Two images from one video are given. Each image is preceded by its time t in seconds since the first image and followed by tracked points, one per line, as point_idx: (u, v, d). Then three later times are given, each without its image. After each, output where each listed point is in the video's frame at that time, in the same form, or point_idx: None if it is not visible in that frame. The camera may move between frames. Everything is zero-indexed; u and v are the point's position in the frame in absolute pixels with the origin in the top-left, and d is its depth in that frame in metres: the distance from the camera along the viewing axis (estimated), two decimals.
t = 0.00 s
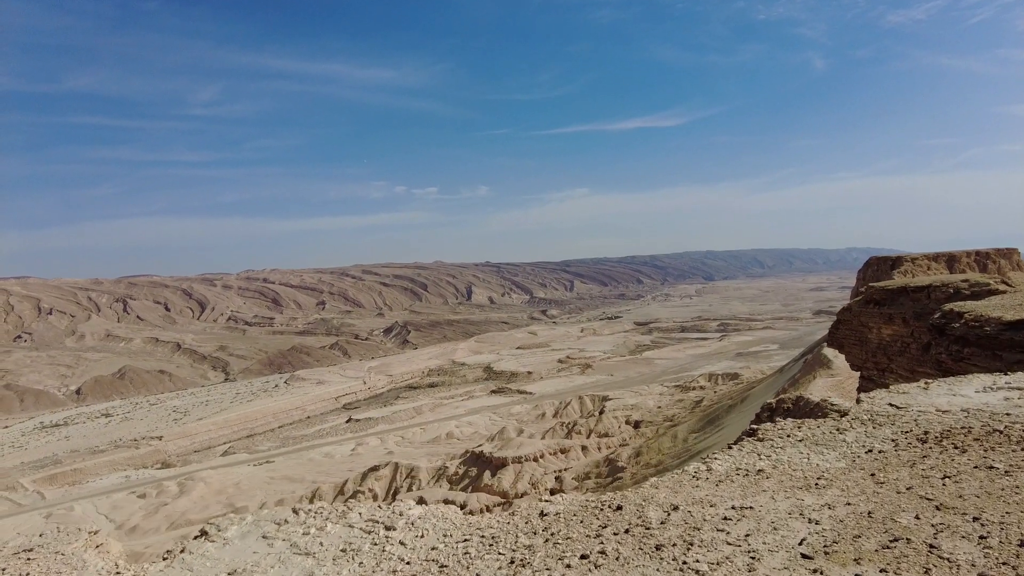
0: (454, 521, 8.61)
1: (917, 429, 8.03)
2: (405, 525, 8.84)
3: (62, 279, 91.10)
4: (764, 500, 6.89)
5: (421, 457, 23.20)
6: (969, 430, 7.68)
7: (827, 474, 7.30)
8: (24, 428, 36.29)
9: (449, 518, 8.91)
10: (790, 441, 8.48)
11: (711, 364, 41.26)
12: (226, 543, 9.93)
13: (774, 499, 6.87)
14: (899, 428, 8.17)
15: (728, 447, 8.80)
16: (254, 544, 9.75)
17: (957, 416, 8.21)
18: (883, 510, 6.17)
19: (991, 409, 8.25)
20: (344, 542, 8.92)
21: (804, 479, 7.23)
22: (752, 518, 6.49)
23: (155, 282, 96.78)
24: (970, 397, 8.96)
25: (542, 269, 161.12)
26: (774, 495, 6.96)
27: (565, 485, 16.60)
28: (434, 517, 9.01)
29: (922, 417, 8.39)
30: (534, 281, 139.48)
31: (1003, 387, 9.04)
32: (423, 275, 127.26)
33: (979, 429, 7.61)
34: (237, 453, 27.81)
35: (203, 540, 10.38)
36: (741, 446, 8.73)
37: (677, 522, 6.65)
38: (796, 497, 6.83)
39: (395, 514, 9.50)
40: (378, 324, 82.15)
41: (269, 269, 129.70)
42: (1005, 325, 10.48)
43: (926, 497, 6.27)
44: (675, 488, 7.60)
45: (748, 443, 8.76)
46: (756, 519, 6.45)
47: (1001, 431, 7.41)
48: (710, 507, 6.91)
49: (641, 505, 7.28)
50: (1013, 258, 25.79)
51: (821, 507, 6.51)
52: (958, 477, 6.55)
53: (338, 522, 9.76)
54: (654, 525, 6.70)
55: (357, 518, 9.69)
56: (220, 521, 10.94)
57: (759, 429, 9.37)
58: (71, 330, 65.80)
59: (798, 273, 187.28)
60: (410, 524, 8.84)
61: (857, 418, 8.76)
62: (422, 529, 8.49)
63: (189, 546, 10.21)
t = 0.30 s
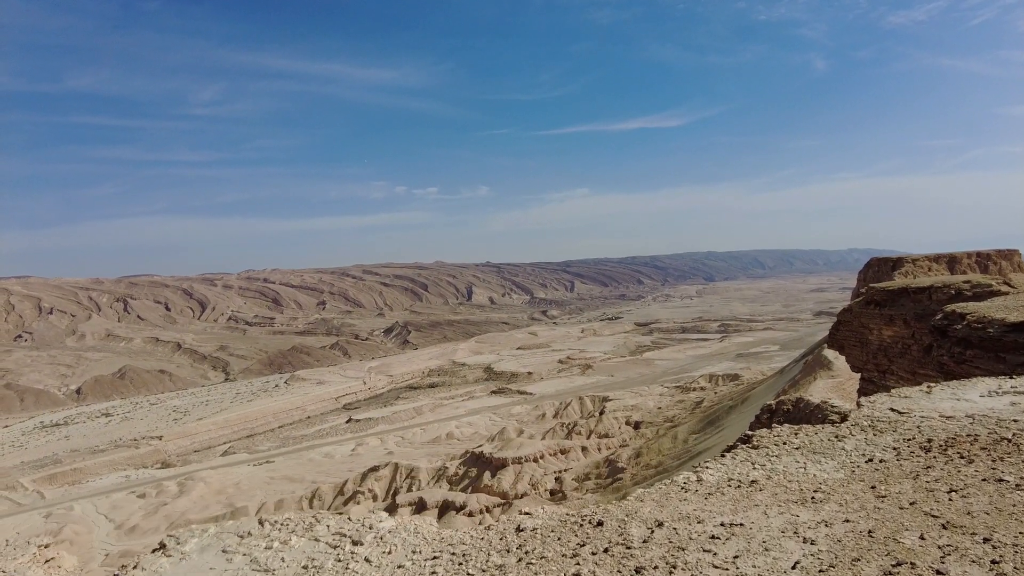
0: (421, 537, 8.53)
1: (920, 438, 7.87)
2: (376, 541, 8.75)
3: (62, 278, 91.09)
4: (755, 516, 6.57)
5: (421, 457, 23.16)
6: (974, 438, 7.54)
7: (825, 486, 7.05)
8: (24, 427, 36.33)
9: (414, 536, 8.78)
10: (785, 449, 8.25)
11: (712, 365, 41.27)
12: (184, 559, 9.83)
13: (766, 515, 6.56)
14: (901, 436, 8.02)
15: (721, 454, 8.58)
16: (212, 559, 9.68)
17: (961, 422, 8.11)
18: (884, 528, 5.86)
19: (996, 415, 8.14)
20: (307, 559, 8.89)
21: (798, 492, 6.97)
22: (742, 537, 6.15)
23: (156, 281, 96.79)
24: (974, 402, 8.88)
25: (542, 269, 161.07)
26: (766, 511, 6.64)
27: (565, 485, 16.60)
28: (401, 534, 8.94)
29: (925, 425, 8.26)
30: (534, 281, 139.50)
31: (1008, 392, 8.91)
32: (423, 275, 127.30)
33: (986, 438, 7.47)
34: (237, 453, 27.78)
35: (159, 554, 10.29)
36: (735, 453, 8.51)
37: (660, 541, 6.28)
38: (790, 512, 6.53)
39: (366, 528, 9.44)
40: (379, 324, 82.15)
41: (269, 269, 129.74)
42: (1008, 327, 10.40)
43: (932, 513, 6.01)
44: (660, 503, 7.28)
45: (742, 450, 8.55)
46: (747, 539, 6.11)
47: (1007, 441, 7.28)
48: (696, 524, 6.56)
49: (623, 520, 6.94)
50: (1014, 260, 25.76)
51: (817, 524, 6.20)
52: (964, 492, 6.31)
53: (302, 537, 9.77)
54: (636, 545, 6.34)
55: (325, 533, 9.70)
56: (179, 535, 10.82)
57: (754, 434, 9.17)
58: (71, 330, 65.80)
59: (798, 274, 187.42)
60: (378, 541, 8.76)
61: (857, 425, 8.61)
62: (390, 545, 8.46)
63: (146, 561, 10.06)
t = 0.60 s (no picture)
0: (380, 551, 8.70)
1: (919, 442, 7.66)
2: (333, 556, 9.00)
3: (62, 276, 91.12)
4: (740, 531, 6.32)
5: (420, 455, 23.18)
6: (977, 443, 7.32)
7: (817, 497, 6.81)
8: (24, 424, 36.39)
9: (373, 553, 8.87)
10: (778, 455, 8.09)
11: (712, 363, 41.30)
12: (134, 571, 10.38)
13: (753, 531, 6.30)
14: (900, 441, 7.83)
15: (709, 459, 8.44)
16: (161, 572, 10.11)
17: (963, 425, 7.92)
18: (879, 548, 5.58)
19: (1000, 415, 7.98)
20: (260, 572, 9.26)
21: (789, 503, 6.76)
22: (723, 556, 5.89)
23: (156, 279, 96.80)
24: (976, 403, 8.70)
25: (542, 267, 161.04)
26: (751, 526, 6.39)
27: (565, 483, 16.65)
28: (360, 549, 9.18)
29: (925, 428, 8.07)
30: (535, 279, 139.51)
31: (1012, 393, 8.76)
32: (423, 272, 127.35)
33: (989, 443, 7.23)
34: (237, 451, 27.82)
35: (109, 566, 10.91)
36: (725, 459, 8.37)
37: (636, 559, 6.05)
38: (779, 526, 6.29)
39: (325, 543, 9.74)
40: (379, 322, 82.16)
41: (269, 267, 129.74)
42: (1010, 325, 10.30)
43: (931, 529, 5.71)
44: (641, 514, 7.07)
45: (733, 455, 8.42)
46: (729, 558, 5.84)
47: (1011, 445, 7.06)
48: (675, 540, 6.31)
49: (597, 535, 6.74)
50: (1015, 258, 25.72)
51: (806, 540, 5.93)
52: (967, 504, 6.04)
53: (257, 549, 10.14)
54: (609, 563, 6.12)
55: (283, 546, 10.01)
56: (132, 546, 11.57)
57: (747, 437, 9.04)
58: (71, 328, 65.82)
59: (799, 272, 187.41)
60: (336, 556, 8.96)
61: (854, 428, 8.44)
62: (347, 559, 8.67)
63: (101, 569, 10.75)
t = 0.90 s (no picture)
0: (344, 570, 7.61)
1: (921, 452, 7.28)
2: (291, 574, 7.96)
3: (63, 276, 91.14)
4: (725, 555, 5.77)
5: (421, 455, 23.23)
6: (982, 451, 6.95)
7: (811, 514, 6.34)
8: (24, 424, 36.39)
9: (329, 571, 7.95)
10: (770, 465, 7.66)
11: (712, 362, 41.36)
12: None
13: (737, 554, 5.76)
14: (900, 450, 7.46)
15: (698, 469, 7.99)
16: None
17: (966, 432, 7.57)
18: None
19: (1004, 419, 7.80)
20: None
21: (780, 521, 6.27)
22: None
23: (156, 278, 96.85)
24: (980, 407, 8.43)
25: (542, 266, 161.09)
26: (736, 548, 5.86)
27: (565, 482, 16.67)
28: (316, 569, 8.13)
29: (926, 435, 7.72)
30: (535, 279, 139.64)
31: (1016, 396, 8.56)
32: (424, 272, 127.47)
33: (995, 453, 6.85)
34: (237, 450, 27.87)
35: None
36: (713, 469, 7.94)
37: None
38: (768, 548, 5.77)
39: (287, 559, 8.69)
40: (379, 322, 82.23)
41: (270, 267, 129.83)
42: (1013, 325, 10.21)
43: (934, 553, 5.23)
44: (617, 534, 6.47)
45: (722, 464, 8.00)
46: None
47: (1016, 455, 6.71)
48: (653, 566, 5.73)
49: (568, 558, 6.05)
50: (1015, 257, 25.70)
51: (796, 566, 5.41)
52: (973, 522, 5.57)
53: (208, 568, 8.92)
54: None
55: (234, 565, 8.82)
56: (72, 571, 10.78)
57: (738, 445, 8.64)
58: (72, 327, 65.87)
59: (800, 271, 187.25)
60: None
61: (851, 437, 8.06)
62: None
63: None
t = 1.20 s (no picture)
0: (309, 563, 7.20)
1: (928, 459, 6.83)
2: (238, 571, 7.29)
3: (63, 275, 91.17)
4: None
5: (421, 453, 23.27)
6: (993, 460, 6.51)
7: (808, 531, 5.93)
8: (25, 423, 36.39)
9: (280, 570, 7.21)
10: (766, 475, 7.29)
11: (712, 361, 41.33)
12: None
13: None
14: (904, 457, 7.03)
15: (691, 478, 7.62)
16: None
17: (975, 437, 7.14)
18: None
19: (1011, 423, 7.42)
20: None
21: (776, 539, 5.86)
22: None
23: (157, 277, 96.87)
24: (987, 411, 8.01)
25: (543, 265, 161.04)
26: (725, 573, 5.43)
27: (565, 481, 16.70)
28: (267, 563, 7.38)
29: (934, 441, 7.28)
30: (535, 278, 139.62)
31: None
32: (424, 271, 127.44)
33: (1009, 461, 6.38)
34: (238, 449, 27.92)
35: None
36: (708, 478, 7.56)
37: None
38: (760, 573, 5.35)
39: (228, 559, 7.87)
40: (379, 320, 82.24)
41: (270, 265, 129.83)
42: (1018, 325, 9.90)
43: None
44: (599, 555, 6.11)
45: (716, 473, 7.63)
46: None
47: None
48: None
49: None
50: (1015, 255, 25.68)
51: None
52: (989, 540, 5.11)
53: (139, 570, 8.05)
54: None
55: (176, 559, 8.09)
56: None
57: (733, 451, 8.29)
58: (72, 326, 65.87)
59: (800, 270, 186.97)
60: None
61: (853, 443, 7.65)
62: None
63: None
